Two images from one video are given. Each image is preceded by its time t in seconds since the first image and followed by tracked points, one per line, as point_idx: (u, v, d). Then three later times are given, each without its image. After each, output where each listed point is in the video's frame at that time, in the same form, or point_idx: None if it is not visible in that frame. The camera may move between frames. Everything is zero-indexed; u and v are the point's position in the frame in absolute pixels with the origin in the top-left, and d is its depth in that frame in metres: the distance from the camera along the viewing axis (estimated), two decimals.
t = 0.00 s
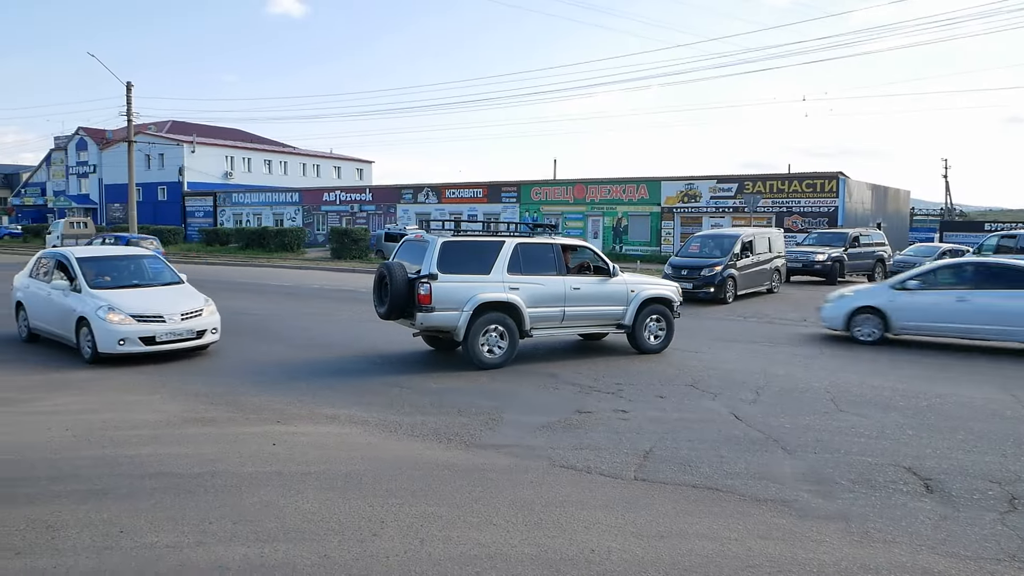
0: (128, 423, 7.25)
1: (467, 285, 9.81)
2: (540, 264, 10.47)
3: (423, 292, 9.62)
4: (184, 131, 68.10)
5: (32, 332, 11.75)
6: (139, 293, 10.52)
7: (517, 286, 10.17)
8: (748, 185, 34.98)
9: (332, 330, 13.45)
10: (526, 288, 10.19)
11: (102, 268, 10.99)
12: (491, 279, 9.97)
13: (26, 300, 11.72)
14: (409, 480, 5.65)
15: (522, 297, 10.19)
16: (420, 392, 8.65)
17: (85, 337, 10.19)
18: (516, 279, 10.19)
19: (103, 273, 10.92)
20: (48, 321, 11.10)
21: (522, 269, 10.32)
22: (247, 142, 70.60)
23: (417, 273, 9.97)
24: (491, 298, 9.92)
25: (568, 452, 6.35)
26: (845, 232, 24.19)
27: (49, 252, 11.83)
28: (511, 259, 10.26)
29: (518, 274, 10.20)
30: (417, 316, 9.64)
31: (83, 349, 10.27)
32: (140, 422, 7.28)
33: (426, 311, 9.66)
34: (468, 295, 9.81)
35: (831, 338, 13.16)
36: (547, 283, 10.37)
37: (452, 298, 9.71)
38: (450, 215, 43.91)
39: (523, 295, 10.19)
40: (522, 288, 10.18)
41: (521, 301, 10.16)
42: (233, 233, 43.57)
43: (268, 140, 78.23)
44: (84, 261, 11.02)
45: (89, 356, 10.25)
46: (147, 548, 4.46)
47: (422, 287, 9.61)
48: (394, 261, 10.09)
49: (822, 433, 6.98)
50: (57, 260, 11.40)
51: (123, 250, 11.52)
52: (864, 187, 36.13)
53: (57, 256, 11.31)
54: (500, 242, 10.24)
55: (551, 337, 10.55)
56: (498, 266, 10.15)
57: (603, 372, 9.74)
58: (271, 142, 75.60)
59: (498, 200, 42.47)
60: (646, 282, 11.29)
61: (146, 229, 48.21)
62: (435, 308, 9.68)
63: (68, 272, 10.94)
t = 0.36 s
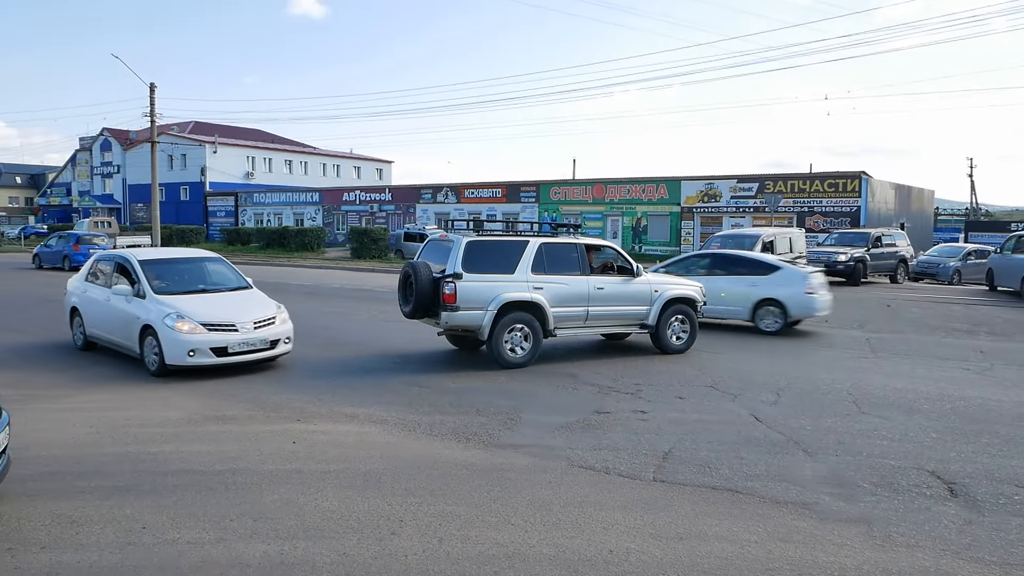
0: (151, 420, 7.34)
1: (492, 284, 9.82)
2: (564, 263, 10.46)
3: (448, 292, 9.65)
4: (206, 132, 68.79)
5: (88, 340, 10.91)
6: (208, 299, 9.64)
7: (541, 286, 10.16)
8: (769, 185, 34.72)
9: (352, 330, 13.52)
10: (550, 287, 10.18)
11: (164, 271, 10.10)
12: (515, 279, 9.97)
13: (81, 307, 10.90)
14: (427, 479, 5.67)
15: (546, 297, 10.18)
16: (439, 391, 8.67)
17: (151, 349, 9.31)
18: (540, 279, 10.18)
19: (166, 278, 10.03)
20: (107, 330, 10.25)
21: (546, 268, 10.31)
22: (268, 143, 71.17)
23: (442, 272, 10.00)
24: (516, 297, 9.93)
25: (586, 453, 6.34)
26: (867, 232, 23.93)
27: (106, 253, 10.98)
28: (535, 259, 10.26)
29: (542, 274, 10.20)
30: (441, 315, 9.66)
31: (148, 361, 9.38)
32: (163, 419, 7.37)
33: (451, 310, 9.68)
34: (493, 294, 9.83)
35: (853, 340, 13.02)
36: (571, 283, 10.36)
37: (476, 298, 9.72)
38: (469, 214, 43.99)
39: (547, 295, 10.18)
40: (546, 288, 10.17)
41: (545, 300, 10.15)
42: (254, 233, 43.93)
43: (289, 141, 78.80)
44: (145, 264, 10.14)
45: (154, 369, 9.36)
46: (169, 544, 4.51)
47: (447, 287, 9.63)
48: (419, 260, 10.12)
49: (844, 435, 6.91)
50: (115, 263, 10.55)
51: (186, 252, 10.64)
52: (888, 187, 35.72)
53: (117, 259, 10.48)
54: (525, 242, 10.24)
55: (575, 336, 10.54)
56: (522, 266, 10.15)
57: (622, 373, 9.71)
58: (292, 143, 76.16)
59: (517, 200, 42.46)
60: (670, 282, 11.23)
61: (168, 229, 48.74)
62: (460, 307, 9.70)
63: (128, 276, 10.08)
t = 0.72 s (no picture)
0: (176, 417, 7.43)
1: (514, 284, 9.83)
2: (586, 263, 10.43)
3: (470, 291, 9.67)
4: (230, 133, 69.48)
5: (150, 350, 10.16)
6: (290, 306, 8.86)
7: (563, 286, 10.15)
8: (792, 185, 34.41)
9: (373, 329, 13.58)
10: (572, 288, 10.16)
11: (238, 276, 9.31)
12: (537, 279, 9.97)
13: (143, 314, 10.14)
14: (448, 478, 5.68)
15: (568, 297, 10.17)
16: (460, 390, 8.69)
17: (231, 362, 8.52)
18: (563, 279, 10.17)
19: (241, 283, 9.23)
20: (175, 340, 9.48)
21: (568, 269, 10.30)
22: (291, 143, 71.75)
23: (464, 272, 10.02)
24: (538, 297, 9.93)
25: (606, 453, 6.32)
26: (893, 232, 23.63)
27: (169, 256, 10.20)
28: (557, 259, 10.25)
29: (564, 274, 10.18)
30: (464, 315, 9.68)
31: (226, 375, 8.61)
32: (187, 417, 7.46)
33: (473, 310, 9.70)
34: (515, 294, 9.83)
35: (878, 341, 12.85)
36: (593, 283, 10.33)
37: (498, 298, 9.73)
38: (490, 214, 44.03)
39: (569, 295, 10.17)
40: (568, 288, 10.16)
41: (567, 300, 10.14)
42: (276, 233, 44.29)
43: (311, 141, 79.37)
44: (216, 268, 9.34)
45: (234, 383, 8.56)
46: (193, 540, 4.56)
47: (469, 287, 9.66)
48: (441, 260, 10.15)
49: (868, 438, 6.83)
50: (181, 268, 9.76)
51: (257, 255, 9.86)
52: (914, 186, 35.25)
53: (185, 263, 9.69)
54: (547, 242, 10.24)
55: (597, 336, 10.52)
56: (544, 266, 10.15)
57: (643, 374, 9.66)
58: (314, 143, 76.69)
59: (538, 200, 42.42)
60: (693, 282, 11.17)
61: (193, 229, 49.29)
62: (482, 307, 9.72)
63: (199, 282, 9.28)
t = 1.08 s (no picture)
0: (203, 415, 7.52)
1: (538, 284, 9.82)
2: (610, 264, 10.41)
3: (494, 292, 9.67)
4: (257, 134, 70.22)
5: (226, 361, 9.27)
6: (395, 315, 7.98)
7: (587, 287, 10.12)
8: (819, 185, 34.01)
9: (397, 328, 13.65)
10: (597, 288, 10.13)
11: (333, 281, 8.43)
12: (561, 279, 9.95)
13: (219, 322, 9.26)
14: (471, 478, 5.69)
15: (592, 297, 10.14)
16: (482, 390, 8.69)
17: (334, 378, 7.65)
18: (587, 279, 10.14)
19: (338, 289, 8.35)
20: (260, 352, 8.59)
21: (592, 269, 10.28)
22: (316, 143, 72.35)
23: (488, 272, 10.02)
24: (563, 298, 9.91)
25: (630, 454, 6.29)
26: (923, 232, 23.26)
27: (248, 259, 9.32)
28: (581, 259, 10.23)
29: (588, 274, 10.16)
30: (488, 315, 9.69)
31: (328, 392, 7.72)
32: (214, 414, 7.54)
33: (497, 310, 9.71)
34: (539, 295, 9.82)
35: (906, 343, 12.66)
36: (617, 283, 10.30)
37: (522, 298, 9.72)
38: (513, 214, 44.04)
39: (593, 295, 10.14)
40: (592, 288, 10.13)
41: (591, 301, 10.10)
42: (302, 233, 44.68)
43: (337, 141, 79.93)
44: (309, 272, 8.48)
45: (337, 402, 7.67)
46: (220, 536, 4.62)
47: (493, 287, 9.67)
48: (465, 260, 10.16)
49: (896, 441, 6.73)
50: (266, 272, 8.89)
51: (345, 258, 9.00)
52: (944, 185, 34.67)
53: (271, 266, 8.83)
54: (571, 242, 10.23)
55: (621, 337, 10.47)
56: (568, 266, 10.13)
57: (667, 375, 9.61)
58: (339, 143, 77.23)
59: (561, 200, 42.35)
60: (718, 282, 11.08)
61: (220, 229, 49.89)
62: (506, 307, 9.72)
63: (291, 287, 8.42)
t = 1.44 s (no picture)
0: (230, 412, 7.61)
1: (565, 285, 9.82)
2: (637, 264, 10.36)
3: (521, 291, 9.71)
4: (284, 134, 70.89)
5: (322, 378, 8.27)
6: (532, 328, 7.04)
7: (614, 287, 10.06)
8: (847, 184, 33.58)
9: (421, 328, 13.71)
10: (623, 288, 10.08)
11: (456, 291, 7.45)
12: (588, 279, 9.93)
13: (314, 335, 8.23)
14: (494, 477, 5.70)
15: (618, 297, 10.08)
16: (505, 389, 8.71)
17: (473, 403, 6.68)
18: (613, 279, 10.09)
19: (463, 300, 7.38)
20: (370, 370, 7.60)
21: (619, 269, 10.23)
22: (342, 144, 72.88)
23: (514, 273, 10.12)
24: (589, 298, 9.86)
25: (654, 456, 6.26)
26: (954, 233, 22.88)
27: (346, 264, 8.31)
28: (608, 259, 10.19)
29: (615, 274, 10.11)
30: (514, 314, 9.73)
31: (464, 418, 6.77)
32: (241, 412, 7.63)
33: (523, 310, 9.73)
34: (566, 295, 9.80)
35: (937, 345, 12.46)
36: (644, 283, 10.23)
37: (548, 297, 9.74)
38: (537, 214, 44.01)
39: (620, 295, 10.08)
40: (618, 288, 10.07)
41: (618, 301, 10.04)
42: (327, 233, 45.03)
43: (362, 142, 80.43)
44: (427, 279, 7.50)
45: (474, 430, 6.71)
46: (246, 532, 4.67)
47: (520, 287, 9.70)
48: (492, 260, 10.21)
49: (926, 445, 6.62)
50: (372, 281, 7.87)
51: (458, 264, 8.05)
52: (976, 185, 34.06)
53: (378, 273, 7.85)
54: (598, 242, 10.21)
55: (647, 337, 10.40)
56: (595, 266, 10.10)
57: (692, 375, 9.54)
58: (364, 144, 77.71)
59: (585, 200, 42.23)
60: (745, 282, 10.99)
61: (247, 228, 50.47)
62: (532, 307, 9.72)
63: (408, 296, 7.44)
